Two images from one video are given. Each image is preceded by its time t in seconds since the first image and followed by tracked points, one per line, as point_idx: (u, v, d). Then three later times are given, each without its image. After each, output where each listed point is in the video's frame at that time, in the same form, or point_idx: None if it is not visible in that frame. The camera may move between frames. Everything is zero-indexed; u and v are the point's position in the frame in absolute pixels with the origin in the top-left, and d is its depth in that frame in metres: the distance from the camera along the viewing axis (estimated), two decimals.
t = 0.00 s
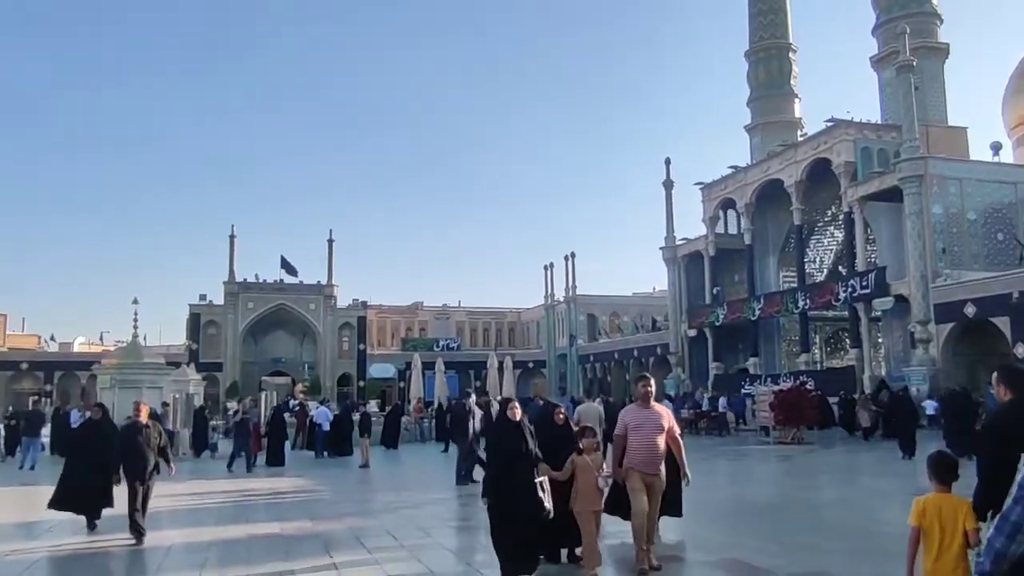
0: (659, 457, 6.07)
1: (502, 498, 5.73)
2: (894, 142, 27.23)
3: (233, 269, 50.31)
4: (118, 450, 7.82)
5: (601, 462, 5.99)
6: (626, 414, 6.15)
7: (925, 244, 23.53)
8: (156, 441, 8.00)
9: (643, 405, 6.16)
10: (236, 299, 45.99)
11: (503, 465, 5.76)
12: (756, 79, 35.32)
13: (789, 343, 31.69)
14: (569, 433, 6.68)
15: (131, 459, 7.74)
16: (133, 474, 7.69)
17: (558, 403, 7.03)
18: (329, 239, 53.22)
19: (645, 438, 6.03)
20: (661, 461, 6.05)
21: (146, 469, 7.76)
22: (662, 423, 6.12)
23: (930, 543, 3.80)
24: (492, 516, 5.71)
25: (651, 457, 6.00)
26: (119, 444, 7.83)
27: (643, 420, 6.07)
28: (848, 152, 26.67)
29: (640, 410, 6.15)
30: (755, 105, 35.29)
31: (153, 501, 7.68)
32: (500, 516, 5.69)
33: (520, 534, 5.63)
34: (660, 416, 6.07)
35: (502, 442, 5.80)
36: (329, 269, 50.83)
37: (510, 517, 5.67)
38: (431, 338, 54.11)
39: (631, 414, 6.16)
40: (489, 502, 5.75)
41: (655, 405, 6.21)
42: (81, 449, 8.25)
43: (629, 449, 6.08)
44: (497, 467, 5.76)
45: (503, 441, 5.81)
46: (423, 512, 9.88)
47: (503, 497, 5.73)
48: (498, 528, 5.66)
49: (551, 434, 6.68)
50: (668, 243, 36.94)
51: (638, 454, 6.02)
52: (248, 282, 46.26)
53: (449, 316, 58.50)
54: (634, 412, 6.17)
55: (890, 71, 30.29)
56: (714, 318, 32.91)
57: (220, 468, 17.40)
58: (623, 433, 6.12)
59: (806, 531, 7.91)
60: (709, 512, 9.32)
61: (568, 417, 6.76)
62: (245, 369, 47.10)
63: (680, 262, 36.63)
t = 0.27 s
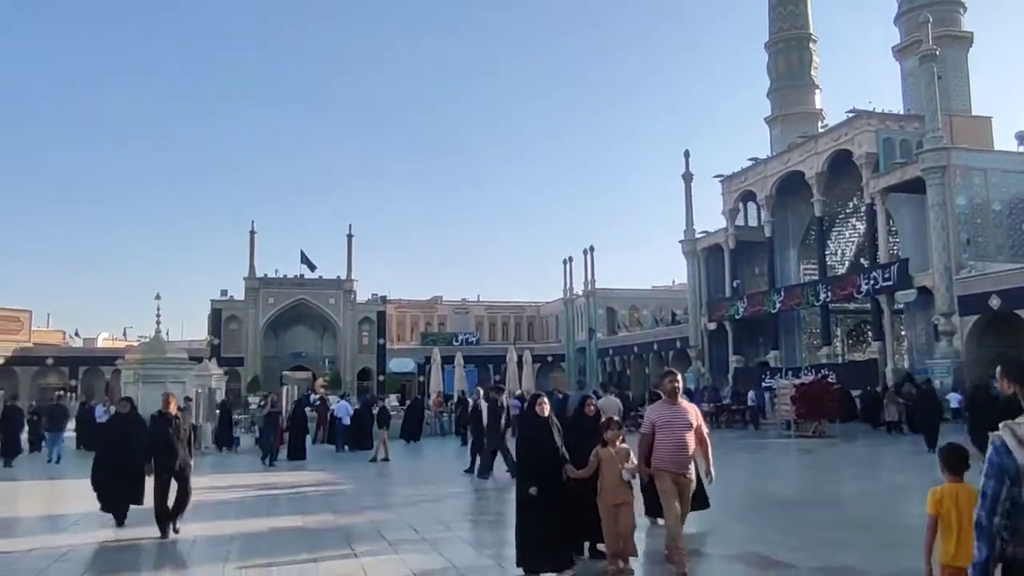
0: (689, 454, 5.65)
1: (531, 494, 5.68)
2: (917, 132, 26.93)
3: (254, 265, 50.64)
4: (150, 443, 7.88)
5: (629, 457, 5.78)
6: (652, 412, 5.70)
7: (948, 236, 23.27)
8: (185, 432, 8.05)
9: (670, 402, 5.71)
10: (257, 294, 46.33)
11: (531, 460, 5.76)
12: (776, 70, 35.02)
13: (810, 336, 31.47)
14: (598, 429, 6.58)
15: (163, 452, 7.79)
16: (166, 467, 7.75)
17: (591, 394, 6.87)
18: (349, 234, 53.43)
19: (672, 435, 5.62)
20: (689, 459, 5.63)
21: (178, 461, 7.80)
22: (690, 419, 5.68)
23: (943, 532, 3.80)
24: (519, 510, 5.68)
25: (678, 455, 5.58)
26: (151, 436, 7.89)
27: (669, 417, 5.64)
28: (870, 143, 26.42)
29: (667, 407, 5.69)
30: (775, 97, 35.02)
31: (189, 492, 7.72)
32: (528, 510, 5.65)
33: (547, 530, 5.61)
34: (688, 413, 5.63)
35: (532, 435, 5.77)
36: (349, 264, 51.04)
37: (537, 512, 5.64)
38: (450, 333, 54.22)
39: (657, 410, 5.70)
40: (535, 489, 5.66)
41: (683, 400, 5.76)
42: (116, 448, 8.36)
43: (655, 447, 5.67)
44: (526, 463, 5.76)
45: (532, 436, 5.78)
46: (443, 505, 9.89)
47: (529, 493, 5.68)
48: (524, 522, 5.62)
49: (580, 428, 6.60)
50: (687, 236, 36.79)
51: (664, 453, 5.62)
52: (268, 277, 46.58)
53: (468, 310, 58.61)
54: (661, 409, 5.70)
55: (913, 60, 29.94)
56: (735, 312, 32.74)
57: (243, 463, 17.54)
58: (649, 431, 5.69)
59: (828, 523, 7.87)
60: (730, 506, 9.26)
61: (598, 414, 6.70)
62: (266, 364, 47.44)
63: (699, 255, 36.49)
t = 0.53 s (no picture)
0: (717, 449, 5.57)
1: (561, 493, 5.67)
2: (939, 124, 26.64)
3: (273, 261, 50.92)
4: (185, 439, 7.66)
5: (659, 455, 5.72)
6: (679, 406, 5.63)
7: (971, 228, 23.00)
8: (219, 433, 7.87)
9: (696, 395, 5.63)
10: (276, 290, 46.59)
11: (559, 460, 5.72)
12: (796, 61, 34.71)
13: (829, 330, 31.25)
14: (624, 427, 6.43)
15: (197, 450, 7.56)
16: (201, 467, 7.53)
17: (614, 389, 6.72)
18: (366, 229, 53.62)
19: (699, 430, 5.54)
20: (717, 455, 5.55)
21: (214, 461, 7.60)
22: (718, 415, 5.58)
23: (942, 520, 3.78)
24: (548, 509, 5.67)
25: (705, 451, 5.51)
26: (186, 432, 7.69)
27: (696, 413, 5.56)
28: (891, 135, 26.15)
29: (693, 401, 5.61)
30: (795, 89, 34.73)
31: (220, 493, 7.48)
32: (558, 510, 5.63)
33: (576, 531, 5.59)
34: (715, 406, 5.54)
35: (562, 434, 5.75)
36: (366, 259, 51.17)
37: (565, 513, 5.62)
38: (468, 327, 54.27)
39: (684, 404, 5.63)
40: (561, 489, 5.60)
41: (710, 393, 5.68)
42: (156, 438, 8.36)
43: (682, 443, 5.60)
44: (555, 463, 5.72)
45: (562, 436, 5.75)
46: (461, 500, 9.91)
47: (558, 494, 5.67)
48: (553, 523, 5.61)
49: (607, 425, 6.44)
50: (706, 229, 36.61)
51: (692, 449, 5.54)
52: (287, 273, 46.83)
53: (486, 305, 58.63)
54: (688, 403, 5.63)
55: (934, 51, 29.59)
56: (753, 306, 32.56)
57: (263, 457, 17.63)
58: (677, 427, 5.62)
59: (848, 518, 7.81)
60: (749, 501, 9.21)
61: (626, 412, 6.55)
62: (285, 359, 47.69)
63: (718, 249, 36.32)
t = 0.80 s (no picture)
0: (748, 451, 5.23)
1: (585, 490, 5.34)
2: (960, 116, 26.35)
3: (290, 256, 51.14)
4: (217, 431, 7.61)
5: (688, 449, 5.59)
6: (707, 404, 5.29)
7: (992, 222, 22.77)
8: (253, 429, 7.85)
9: (725, 393, 5.28)
10: (293, 286, 46.83)
11: (583, 456, 5.36)
12: (814, 54, 34.44)
13: (849, 325, 31.03)
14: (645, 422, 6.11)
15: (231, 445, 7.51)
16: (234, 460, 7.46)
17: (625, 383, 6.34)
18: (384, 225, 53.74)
19: (730, 430, 5.19)
20: (749, 457, 5.20)
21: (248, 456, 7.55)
22: (750, 414, 5.23)
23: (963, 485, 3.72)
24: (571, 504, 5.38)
25: (735, 454, 5.16)
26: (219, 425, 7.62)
27: (726, 411, 5.22)
28: (911, 129, 25.89)
29: (722, 399, 5.27)
30: (813, 82, 34.48)
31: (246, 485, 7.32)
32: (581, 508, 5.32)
33: (601, 529, 5.29)
34: (747, 407, 5.19)
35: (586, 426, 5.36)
36: (383, 255, 51.31)
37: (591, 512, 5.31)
38: (484, 323, 54.34)
39: (713, 403, 5.29)
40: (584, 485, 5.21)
41: (740, 391, 5.32)
42: (187, 437, 8.30)
43: (711, 444, 5.26)
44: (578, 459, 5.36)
45: (584, 428, 5.38)
46: (479, 495, 9.90)
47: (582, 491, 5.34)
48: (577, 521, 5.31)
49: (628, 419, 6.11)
50: (723, 224, 36.44)
51: (721, 449, 5.20)
52: (305, 268, 47.06)
53: (502, 300, 58.67)
54: (717, 401, 5.29)
55: (955, 43, 29.27)
56: (772, 300, 32.38)
57: (282, 452, 17.76)
58: (705, 427, 5.27)
59: (870, 515, 7.74)
60: (769, 498, 9.20)
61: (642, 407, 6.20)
62: (303, 355, 47.93)
63: (735, 244, 36.15)
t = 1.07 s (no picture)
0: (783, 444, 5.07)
1: (604, 490, 5.12)
2: (983, 108, 26.01)
3: (308, 252, 51.34)
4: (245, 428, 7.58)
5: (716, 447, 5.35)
6: (741, 396, 5.19)
7: (1016, 215, 22.49)
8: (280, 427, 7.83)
9: (759, 385, 5.15)
10: (312, 281, 47.01)
11: (602, 453, 5.16)
12: (833, 47, 34.09)
13: (869, 320, 30.75)
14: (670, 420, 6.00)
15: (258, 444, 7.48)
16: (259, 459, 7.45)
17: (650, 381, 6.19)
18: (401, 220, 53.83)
19: (762, 422, 5.05)
20: (784, 450, 5.05)
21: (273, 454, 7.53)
22: (785, 406, 5.13)
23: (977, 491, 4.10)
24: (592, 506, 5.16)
25: (769, 445, 5.00)
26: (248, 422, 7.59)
27: (760, 403, 5.09)
28: (933, 121, 25.59)
29: (756, 391, 5.15)
30: (833, 75, 34.15)
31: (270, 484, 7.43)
32: (601, 508, 5.10)
33: (624, 529, 5.06)
34: (783, 397, 5.10)
35: (603, 422, 5.18)
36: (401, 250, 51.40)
37: (614, 510, 5.08)
38: (501, 318, 54.33)
39: (747, 395, 5.18)
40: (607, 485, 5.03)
41: (776, 383, 5.19)
42: (212, 432, 8.05)
43: (744, 437, 5.12)
44: (596, 458, 5.18)
45: (601, 426, 5.20)
46: (497, 490, 9.88)
47: (600, 492, 5.13)
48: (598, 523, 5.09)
49: (653, 418, 5.98)
50: (742, 218, 36.22)
51: (754, 443, 5.06)
52: (323, 264, 47.24)
53: (519, 295, 58.63)
54: (751, 393, 5.18)
55: (978, 34, 28.90)
56: (791, 295, 32.15)
57: (302, 447, 17.84)
58: (738, 419, 5.18)
59: (895, 511, 7.64)
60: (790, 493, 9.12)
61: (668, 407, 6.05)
62: (322, 349, 48.12)
63: (754, 238, 35.93)
